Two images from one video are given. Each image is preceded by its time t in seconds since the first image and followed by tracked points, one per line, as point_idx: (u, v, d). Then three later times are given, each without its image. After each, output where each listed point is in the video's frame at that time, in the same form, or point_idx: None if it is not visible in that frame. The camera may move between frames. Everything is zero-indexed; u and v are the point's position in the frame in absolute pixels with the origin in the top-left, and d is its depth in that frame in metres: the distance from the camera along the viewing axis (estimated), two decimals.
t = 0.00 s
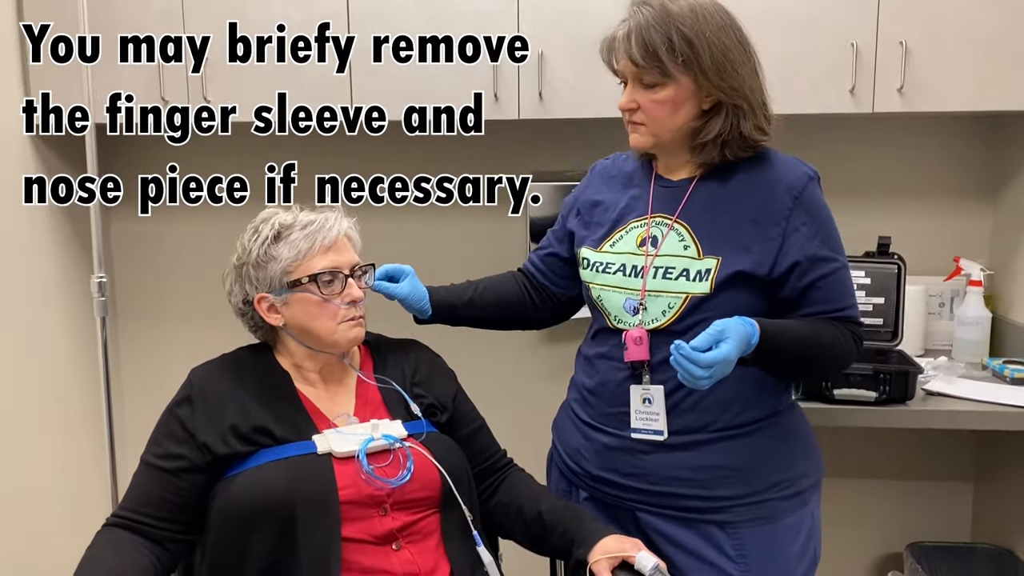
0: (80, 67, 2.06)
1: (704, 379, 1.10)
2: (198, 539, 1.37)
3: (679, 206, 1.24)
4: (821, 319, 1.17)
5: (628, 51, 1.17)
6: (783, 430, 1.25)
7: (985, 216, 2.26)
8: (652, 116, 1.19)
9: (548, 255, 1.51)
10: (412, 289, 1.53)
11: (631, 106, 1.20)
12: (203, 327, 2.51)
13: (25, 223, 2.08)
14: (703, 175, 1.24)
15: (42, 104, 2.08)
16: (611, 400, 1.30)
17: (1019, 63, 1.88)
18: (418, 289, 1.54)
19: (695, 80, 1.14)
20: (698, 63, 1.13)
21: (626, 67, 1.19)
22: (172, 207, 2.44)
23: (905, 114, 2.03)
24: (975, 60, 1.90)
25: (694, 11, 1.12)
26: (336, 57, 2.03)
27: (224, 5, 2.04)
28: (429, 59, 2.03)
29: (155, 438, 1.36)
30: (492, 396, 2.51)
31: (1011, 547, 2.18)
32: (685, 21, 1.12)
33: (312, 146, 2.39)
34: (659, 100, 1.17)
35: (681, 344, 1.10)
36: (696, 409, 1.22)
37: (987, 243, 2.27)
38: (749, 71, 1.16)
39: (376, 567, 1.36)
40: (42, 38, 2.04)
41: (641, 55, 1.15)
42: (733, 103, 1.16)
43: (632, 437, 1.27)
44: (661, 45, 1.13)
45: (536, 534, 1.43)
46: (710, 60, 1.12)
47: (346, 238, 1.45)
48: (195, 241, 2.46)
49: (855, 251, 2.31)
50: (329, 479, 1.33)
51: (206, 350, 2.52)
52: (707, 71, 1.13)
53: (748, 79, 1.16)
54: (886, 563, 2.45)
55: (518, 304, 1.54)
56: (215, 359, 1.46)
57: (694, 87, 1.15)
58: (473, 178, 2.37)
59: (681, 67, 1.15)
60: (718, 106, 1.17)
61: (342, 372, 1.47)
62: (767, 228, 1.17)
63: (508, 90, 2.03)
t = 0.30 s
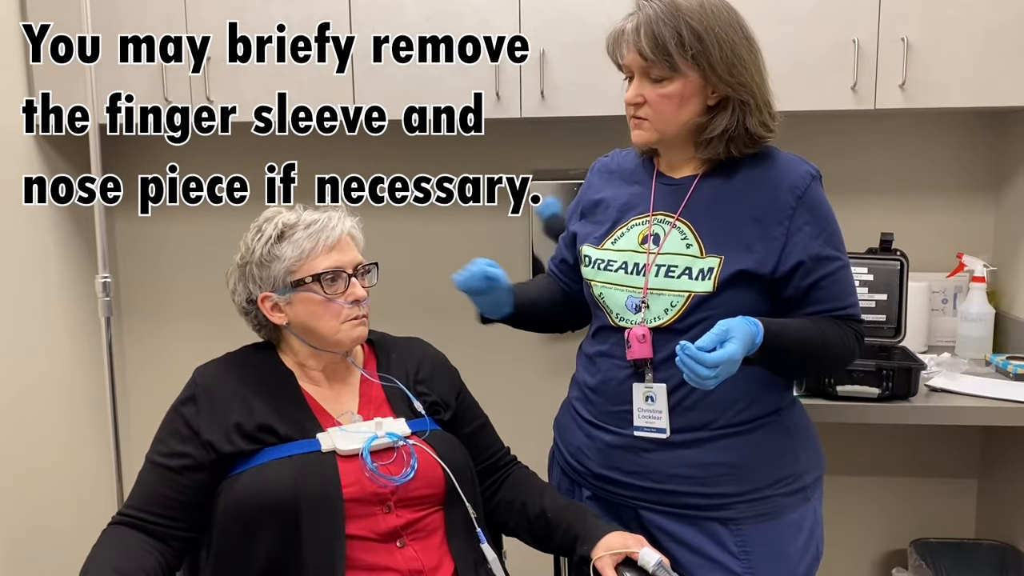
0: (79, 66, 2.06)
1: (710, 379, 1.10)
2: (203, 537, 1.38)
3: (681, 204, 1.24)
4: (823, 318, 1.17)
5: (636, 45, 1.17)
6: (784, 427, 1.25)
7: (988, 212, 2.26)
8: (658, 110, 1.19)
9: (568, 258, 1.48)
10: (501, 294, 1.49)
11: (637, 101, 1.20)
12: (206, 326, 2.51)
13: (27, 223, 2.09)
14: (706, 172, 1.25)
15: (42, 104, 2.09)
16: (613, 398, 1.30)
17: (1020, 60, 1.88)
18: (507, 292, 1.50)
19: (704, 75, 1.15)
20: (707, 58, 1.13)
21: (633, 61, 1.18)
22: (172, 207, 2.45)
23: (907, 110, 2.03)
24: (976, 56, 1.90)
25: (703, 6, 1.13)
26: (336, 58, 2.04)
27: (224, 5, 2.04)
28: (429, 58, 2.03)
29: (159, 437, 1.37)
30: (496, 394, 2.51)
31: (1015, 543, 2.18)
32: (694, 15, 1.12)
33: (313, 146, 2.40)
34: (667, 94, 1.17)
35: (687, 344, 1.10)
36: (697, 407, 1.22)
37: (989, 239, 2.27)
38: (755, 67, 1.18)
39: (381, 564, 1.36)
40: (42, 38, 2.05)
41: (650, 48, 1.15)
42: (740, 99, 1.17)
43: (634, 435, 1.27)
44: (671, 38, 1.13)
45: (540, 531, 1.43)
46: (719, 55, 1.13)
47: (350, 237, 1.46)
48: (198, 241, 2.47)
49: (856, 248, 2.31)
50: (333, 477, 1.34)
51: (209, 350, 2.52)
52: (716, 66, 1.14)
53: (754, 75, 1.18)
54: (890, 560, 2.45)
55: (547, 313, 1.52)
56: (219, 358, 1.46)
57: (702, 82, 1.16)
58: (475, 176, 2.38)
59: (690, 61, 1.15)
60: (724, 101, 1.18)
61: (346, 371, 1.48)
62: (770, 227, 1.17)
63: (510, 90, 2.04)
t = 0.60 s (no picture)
0: (79, 66, 2.08)
1: (691, 386, 1.12)
2: (210, 542, 1.39)
3: (686, 210, 1.24)
4: (823, 327, 1.17)
5: (653, 48, 1.17)
6: (787, 433, 1.25)
7: (990, 214, 2.26)
8: (676, 114, 1.18)
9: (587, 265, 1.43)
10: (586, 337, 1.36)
11: (654, 105, 1.20)
12: (210, 329, 2.53)
13: (31, 226, 2.09)
14: (718, 175, 1.24)
15: (42, 104, 2.09)
16: (617, 402, 1.31)
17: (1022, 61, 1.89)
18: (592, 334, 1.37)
19: (722, 77, 1.16)
20: (726, 60, 1.14)
21: (649, 66, 1.18)
22: (173, 207, 2.47)
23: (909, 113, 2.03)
24: (977, 57, 1.90)
25: (718, 10, 1.14)
26: (337, 58, 2.05)
27: (226, 8, 2.06)
28: (429, 58, 2.04)
29: (167, 443, 1.38)
30: (499, 397, 2.52)
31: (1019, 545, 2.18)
32: (711, 18, 1.13)
33: (313, 146, 2.41)
34: (686, 97, 1.17)
35: (670, 351, 1.13)
36: (699, 414, 1.23)
37: (992, 241, 2.27)
38: (769, 69, 1.19)
39: (385, 568, 1.37)
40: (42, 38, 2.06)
41: (668, 51, 1.15)
42: (757, 100, 1.18)
43: (636, 439, 1.27)
44: (689, 41, 1.13)
45: (544, 535, 1.44)
46: (737, 56, 1.14)
47: (350, 242, 1.47)
48: (201, 244, 2.48)
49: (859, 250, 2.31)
50: (338, 482, 1.35)
51: (213, 351, 2.54)
52: (734, 67, 1.15)
53: (769, 77, 1.19)
54: (894, 561, 2.46)
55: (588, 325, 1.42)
56: (225, 364, 1.47)
57: (719, 84, 1.17)
58: (477, 179, 2.38)
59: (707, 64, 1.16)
60: (741, 103, 1.19)
61: (351, 374, 1.49)
62: (774, 235, 1.17)
63: (513, 93, 2.05)
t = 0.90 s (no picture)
0: (80, 66, 2.08)
1: (685, 398, 1.13)
2: (218, 549, 1.39)
3: (703, 216, 1.24)
4: (838, 336, 1.16)
5: (667, 49, 1.16)
6: (802, 442, 1.25)
7: (997, 218, 2.25)
8: (691, 114, 1.17)
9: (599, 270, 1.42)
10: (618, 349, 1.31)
11: (669, 106, 1.19)
12: (215, 332, 2.53)
13: (34, 230, 2.08)
14: (735, 179, 1.24)
15: (42, 104, 2.07)
16: (632, 410, 1.31)
17: None
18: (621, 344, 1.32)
19: (737, 76, 1.15)
20: (741, 59, 1.13)
21: (663, 67, 1.18)
22: (172, 207, 2.47)
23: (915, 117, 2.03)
24: (982, 59, 1.90)
25: (732, 10, 1.14)
26: (340, 61, 2.05)
27: (229, 11, 2.06)
28: (429, 59, 2.04)
29: (175, 450, 1.38)
30: (504, 401, 2.52)
31: None
32: (725, 17, 1.13)
33: (314, 147, 2.41)
34: (700, 97, 1.16)
35: (664, 363, 1.15)
36: (714, 422, 1.23)
37: (997, 245, 2.26)
38: (784, 69, 1.18)
39: None
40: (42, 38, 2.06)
41: (682, 51, 1.14)
42: (773, 99, 1.17)
43: (650, 447, 1.28)
44: (703, 40, 1.13)
45: (550, 542, 1.44)
46: (752, 55, 1.14)
47: (354, 245, 1.47)
48: (206, 247, 2.49)
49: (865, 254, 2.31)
50: (344, 489, 1.35)
51: (217, 354, 2.54)
52: (749, 66, 1.14)
53: (784, 77, 1.18)
54: (900, 566, 2.45)
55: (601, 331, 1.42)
56: (233, 370, 1.48)
57: (734, 84, 1.16)
58: (481, 183, 2.38)
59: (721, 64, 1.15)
60: (757, 103, 1.18)
61: (359, 378, 1.50)
62: (791, 242, 1.16)
63: (519, 98, 2.05)
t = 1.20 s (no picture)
0: (80, 66, 2.09)
1: (705, 404, 1.11)
2: (222, 553, 1.39)
3: (720, 220, 1.22)
4: (858, 342, 1.14)
5: (677, 49, 1.16)
6: (821, 450, 1.23)
7: (1002, 221, 2.25)
8: (697, 116, 1.17)
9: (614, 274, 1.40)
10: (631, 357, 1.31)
11: (676, 106, 1.19)
12: (219, 335, 2.53)
13: (36, 230, 2.07)
14: (746, 185, 1.22)
15: (42, 104, 2.06)
16: (648, 416, 1.29)
17: None
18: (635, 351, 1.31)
19: (745, 82, 1.13)
20: (748, 64, 1.11)
21: (673, 67, 1.18)
22: (172, 207, 2.47)
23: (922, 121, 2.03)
24: (988, 62, 1.90)
25: (747, 14, 1.12)
26: (343, 62, 2.05)
27: (232, 12, 2.06)
28: (429, 58, 2.04)
29: (180, 454, 1.38)
30: (508, 404, 2.52)
31: None
32: (736, 20, 1.11)
33: (315, 148, 2.41)
34: (706, 99, 1.15)
35: (682, 368, 1.14)
36: (733, 428, 1.20)
37: (1003, 249, 2.26)
38: (799, 78, 1.15)
39: None
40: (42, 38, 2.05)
41: (691, 52, 1.14)
42: (781, 108, 1.14)
43: (666, 454, 1.26)
44: (711, 42, 1.12)
45: (556, 548, 1.44)
46: (761, 61, 1.11)
47: (359, 249, 1.47)
48: (210, 250, 2.49)
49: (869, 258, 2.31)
50: (348, 496, 1.34)
51: (220, 356, 2.54)
52: (757, 72, 1.12)
53: (798, 86, 1.15)
54: (905, 570, 2.44)
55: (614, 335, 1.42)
56: (238, 376, 1.48)
57: (742, 88, 1.14)
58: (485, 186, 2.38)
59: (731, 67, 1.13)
60: (765, 111, 1.15)
61: (364, 383, 1.49)
62: (810, 246, 1.14)
63: (524, 102, 2.05)
